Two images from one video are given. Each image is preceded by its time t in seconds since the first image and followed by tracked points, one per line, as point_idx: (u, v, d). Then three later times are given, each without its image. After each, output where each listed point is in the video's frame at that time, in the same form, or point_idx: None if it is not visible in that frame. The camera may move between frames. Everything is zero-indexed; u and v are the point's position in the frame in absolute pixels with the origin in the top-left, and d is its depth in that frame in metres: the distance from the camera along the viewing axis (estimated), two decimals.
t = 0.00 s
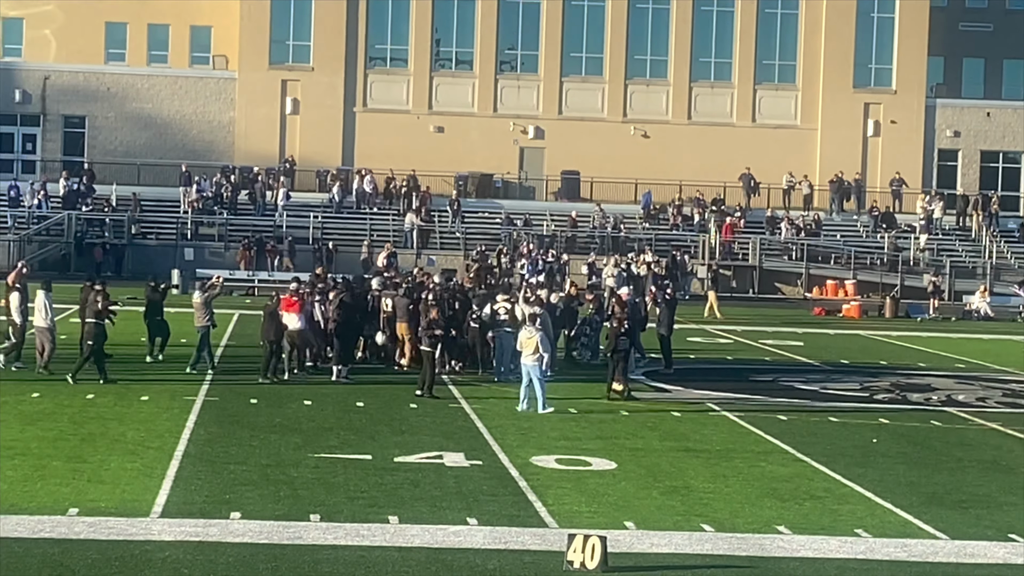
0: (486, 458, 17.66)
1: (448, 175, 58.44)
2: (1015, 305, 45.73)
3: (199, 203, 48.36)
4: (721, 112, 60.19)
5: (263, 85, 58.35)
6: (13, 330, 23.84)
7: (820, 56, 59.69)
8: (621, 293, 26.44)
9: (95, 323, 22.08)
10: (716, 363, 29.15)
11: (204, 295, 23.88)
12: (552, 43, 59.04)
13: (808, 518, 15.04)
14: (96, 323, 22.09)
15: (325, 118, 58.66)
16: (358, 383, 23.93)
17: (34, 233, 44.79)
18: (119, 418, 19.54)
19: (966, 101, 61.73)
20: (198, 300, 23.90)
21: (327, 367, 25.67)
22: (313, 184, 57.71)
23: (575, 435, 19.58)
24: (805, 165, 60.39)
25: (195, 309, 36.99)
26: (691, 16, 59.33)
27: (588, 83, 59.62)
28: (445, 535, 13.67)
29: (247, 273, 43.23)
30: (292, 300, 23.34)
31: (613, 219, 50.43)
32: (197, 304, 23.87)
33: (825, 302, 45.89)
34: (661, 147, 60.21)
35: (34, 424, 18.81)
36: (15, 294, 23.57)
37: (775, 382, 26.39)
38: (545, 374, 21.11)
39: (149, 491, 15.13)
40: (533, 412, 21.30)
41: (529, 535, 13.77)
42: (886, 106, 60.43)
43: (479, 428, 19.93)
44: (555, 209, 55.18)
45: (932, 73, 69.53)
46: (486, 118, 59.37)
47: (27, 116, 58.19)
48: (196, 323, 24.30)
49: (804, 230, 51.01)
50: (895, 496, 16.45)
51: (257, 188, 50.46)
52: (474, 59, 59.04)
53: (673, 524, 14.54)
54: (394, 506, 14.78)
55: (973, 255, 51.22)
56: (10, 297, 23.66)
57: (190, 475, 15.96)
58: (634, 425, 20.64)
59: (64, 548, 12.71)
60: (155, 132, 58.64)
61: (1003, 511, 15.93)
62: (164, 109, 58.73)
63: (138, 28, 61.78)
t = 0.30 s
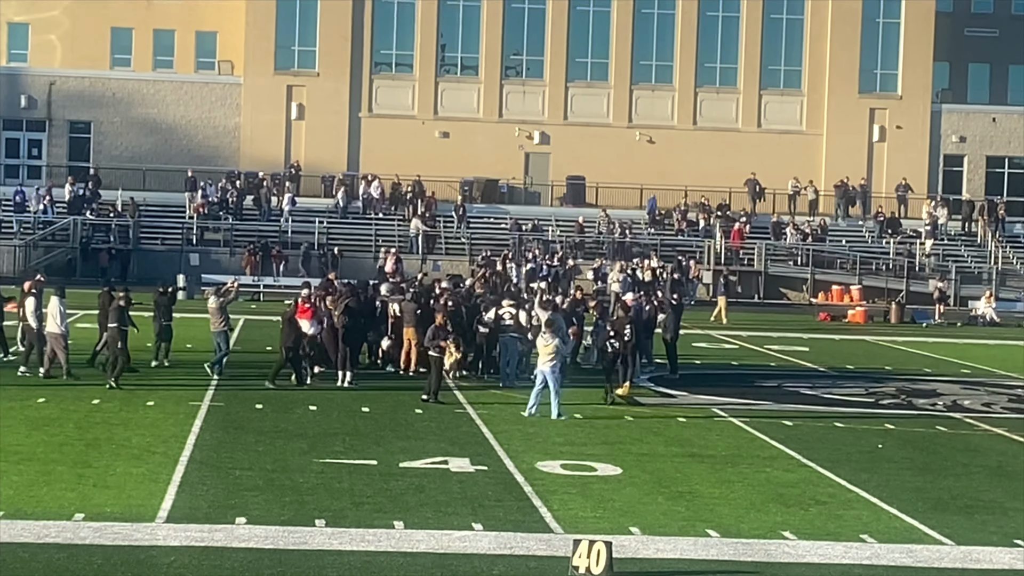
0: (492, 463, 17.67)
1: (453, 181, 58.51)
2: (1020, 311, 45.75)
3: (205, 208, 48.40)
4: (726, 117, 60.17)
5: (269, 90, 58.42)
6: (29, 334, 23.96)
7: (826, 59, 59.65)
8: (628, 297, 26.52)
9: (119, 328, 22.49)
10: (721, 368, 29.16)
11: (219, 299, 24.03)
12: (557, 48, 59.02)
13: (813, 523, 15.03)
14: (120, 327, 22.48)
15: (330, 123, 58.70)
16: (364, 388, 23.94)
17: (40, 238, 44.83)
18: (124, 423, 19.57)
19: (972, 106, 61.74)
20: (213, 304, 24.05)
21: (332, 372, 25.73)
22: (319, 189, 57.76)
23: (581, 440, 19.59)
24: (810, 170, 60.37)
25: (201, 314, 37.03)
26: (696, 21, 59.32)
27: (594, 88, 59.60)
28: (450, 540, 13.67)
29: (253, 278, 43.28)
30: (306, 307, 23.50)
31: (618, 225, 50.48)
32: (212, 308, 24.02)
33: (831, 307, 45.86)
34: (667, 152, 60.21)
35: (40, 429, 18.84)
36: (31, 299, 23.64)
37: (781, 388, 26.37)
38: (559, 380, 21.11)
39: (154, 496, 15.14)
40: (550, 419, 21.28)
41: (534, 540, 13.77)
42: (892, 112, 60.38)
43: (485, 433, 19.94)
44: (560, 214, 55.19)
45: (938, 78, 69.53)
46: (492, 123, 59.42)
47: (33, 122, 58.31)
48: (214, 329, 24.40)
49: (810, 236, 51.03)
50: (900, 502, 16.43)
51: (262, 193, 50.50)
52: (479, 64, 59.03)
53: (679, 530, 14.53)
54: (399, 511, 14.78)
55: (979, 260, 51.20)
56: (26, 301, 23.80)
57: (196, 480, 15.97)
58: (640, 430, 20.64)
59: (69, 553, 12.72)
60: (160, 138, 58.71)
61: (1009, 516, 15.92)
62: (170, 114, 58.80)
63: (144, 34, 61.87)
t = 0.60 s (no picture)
0: (495, 468, 17.66)
1: (457, 186, 58.52)
2: None
3: (208, 212, 48.42)
4: (729, 122, 60.17)
5: (272, 94, 58.48)
6: (43, 339, 23.97)
7: (829, 63, 59.67)
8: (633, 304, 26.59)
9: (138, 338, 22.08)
10: (724, 373, 29.14)
11: (232, 304, 23.90)
12: (560, 53, 59.06)
13: (816, 528, 15.02)
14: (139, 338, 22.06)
15: (333, 128, 58.73)
16: (367, 393, 23.93)
17: (43, 242, 44.84)
18: (128, 427, 19.56)
19: (975, 110, 61.70)
20: (226, 308, 23.93)
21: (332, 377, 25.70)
22: (322, 194, 57.79)
23: (584, 445, 19.58)
24: (813, 175, 60.36)
25: (204, 318, 37.02)
26: (700, 26, 59.34)
27: (597, 93, 59.61)
28: (453, 545, 13.66)
29: (256, 283, 43.30)
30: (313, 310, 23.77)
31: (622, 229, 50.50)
32: (225, 312, 23.92)
33: (834, 312, 45.83)
34: (670, 157, 60.21)
35: (43, 434, 18.84)
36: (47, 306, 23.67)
37: (784, 392, 26.35)
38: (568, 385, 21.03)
39: (157, 500, 15.14)
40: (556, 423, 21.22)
41: (537, 545, 13.76)
42: (894, 116, 60.39)
43: (488, 437, 19.93)
44: (563, 218, 55.16)
45: (941, 83, 69.51)
46: (495, 128, 59.42)
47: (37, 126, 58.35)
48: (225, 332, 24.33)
49: (812, 240, 51.01)
50: (904, 506, 16.42)
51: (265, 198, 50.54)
52: (482, 69, 59.03)
53: (682, 535, 14.52)
54: (403, 516, 14.77)
55: (982, 264, 51.15)
56: (43, 309, 23.89)
57: (199, 484, 15.97)
58: (643, 435, 20.63)
59: (73, 557, 12.72)
60: (164, 142, 58.74)
61: (1013, 521, 15.90)
62: (173, 120, 58.84)
63: (147, 38, 61.94)
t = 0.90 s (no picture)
0: (494, 471, 17.66)
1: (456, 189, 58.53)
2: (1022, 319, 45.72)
3: (208, 215, 48.41)
4: (729, 125, 60.19)
5: (271, 98, 58.48)
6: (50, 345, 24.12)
7: (829, 65, 59.67)
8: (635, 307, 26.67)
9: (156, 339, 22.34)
10: (723, 376, 29.17)
11: (241, 308, 24.08)
12: (560, 56, 59.07)
13: (816, 531, 15.02)
14: (158, 338, 22.35)
15: (333, 131, 58.78)
16: (367, 397, 23.92)
17: (43, 245, 44.81)
18: (127, 430, 19.56)
19: (974, 114, 61.71)
20: (236, 312, 24.10)
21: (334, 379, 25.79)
22: (321, 198, 57.81)
23: (583, 448, 19.59)
24: (812, 178, 60.36)
25: (203, 322, 37.00)
26: (699, 29, 59.37)
27: (596, 96, 59.64)
28: (453, 548, 13.66)
29: (256, 287, 43.28)
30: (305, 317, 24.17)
31: (621, 233, 50.48)
32: (235, 317, 24.08)
33: (833, 315, 45.82)
34: (669, 160, 60.24)
35: (42, 437, 18.83)
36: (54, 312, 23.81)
37: (783, 396, 26.36)
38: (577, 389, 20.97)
39: (156, 503, 15.14)
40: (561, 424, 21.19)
41: (537, 548, 13.76)
42: (894, 120, 60.42)
43: (487, 441, 19.93)
44: (562, 222, 55.17)
45: (940, 86, 69.52)
46: (494, 131, 59.43)
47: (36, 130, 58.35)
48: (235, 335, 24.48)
49: (812, 243, 51.03)
50: (903, 510, 16.42)
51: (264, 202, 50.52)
52: (481, 72, 59.01)
53: (681, 538, 14.52)
54: (402, 519, 14.77)
55: (981, 268, 51.13)
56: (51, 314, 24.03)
57: (199, 488, 15.97)
58: (643, 438, 20.63)
59: (72, 560, 12.72)
60: (163, 145, 58.79)
61: (1012, 524, 15.89)
62: (172, 123, 58.91)
63: (146, 42, 61.96)
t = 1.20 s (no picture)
0: (490, 474, 17.64)
1: (452, 192, 58.53)
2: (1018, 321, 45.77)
3: (204, 218, 48.38)
4: (725, 128, 60.24)
5: (267, 101, 58.47)
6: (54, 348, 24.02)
7: (824, 67, 59.69)
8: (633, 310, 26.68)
9: (169, 342, 22.15)
10: (719, 379, 29.18)
11: (246, 309, 24.30)
12: (555, 58, 59.10)
13: (812, 534, 15.02)
14: (170, 341, 22.16)
15: (329, 134, 58.75)
16: (363, 400, 23.89)
17: (38, 248, 44.74)
18: (122, 433, 19.54)
19: (970, 117, 61.78)
20: (240, 314, 24.35)
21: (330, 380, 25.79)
22: (317, 200, 57.81)
23: (579, 451, 19.57)
24: (808, 181, 60.40)
25: (199, 324, 36.97)
26: (695, 32, 59.41)
27: (592, 99, 59.68)
28: (448, 551, 13.65)
29: (251, 289, 43.27)
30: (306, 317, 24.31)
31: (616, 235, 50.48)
32: (239, 318, 24.33)
33: (828, 318, 45.85)
34: (665, 163, 60.28)
35: (37, 440, 18.80)
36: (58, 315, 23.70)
37: (779, 398, 26.36)
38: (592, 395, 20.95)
39: (151, 507, 15.11)
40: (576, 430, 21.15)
41: (532, 551, 13.74)
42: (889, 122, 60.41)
43: (484, 443, 19.92)
44: (557, 224, 55.19)
45: (935, 89, 69.60)
46: (490, 133, 59.45)
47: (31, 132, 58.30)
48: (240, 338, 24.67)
49: (808, 246, 51.06)
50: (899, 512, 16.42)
51: (259, 204, 50.52)
52: (477, 75, 59.04)
53: (677, 540, 14.52)
54: (398, 522, 14.75)
55: (977, 271, 51.15)
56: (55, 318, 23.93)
57: (194, 491, 15.95)
58: (638, 441, 20.63)
59: (68, 564, 12.70)
60: (159, 148, 58.78)
61: (1008, 527, 15.91)
62: (168, 125, 58.90)
63: (142, 44, 61.94)
